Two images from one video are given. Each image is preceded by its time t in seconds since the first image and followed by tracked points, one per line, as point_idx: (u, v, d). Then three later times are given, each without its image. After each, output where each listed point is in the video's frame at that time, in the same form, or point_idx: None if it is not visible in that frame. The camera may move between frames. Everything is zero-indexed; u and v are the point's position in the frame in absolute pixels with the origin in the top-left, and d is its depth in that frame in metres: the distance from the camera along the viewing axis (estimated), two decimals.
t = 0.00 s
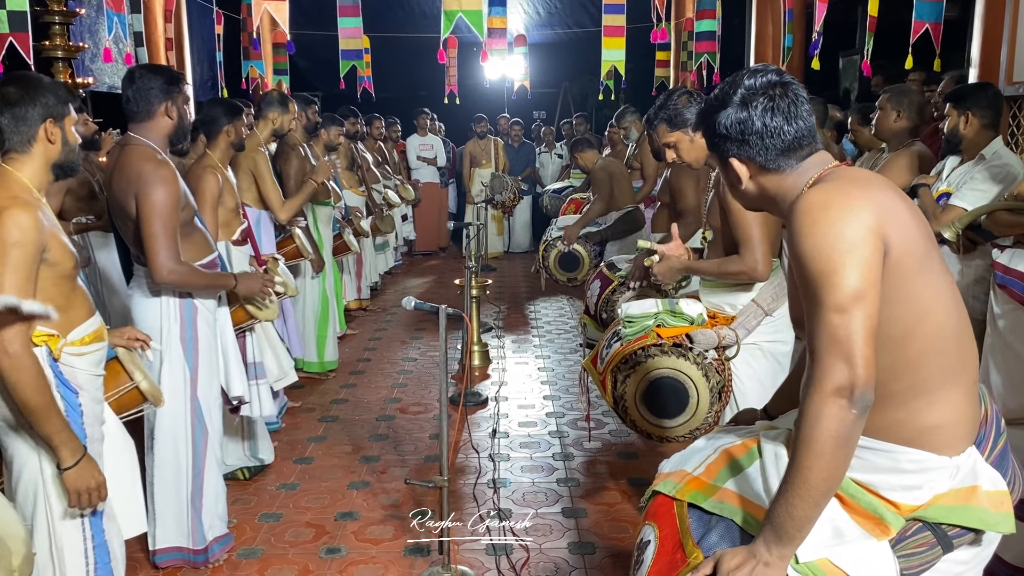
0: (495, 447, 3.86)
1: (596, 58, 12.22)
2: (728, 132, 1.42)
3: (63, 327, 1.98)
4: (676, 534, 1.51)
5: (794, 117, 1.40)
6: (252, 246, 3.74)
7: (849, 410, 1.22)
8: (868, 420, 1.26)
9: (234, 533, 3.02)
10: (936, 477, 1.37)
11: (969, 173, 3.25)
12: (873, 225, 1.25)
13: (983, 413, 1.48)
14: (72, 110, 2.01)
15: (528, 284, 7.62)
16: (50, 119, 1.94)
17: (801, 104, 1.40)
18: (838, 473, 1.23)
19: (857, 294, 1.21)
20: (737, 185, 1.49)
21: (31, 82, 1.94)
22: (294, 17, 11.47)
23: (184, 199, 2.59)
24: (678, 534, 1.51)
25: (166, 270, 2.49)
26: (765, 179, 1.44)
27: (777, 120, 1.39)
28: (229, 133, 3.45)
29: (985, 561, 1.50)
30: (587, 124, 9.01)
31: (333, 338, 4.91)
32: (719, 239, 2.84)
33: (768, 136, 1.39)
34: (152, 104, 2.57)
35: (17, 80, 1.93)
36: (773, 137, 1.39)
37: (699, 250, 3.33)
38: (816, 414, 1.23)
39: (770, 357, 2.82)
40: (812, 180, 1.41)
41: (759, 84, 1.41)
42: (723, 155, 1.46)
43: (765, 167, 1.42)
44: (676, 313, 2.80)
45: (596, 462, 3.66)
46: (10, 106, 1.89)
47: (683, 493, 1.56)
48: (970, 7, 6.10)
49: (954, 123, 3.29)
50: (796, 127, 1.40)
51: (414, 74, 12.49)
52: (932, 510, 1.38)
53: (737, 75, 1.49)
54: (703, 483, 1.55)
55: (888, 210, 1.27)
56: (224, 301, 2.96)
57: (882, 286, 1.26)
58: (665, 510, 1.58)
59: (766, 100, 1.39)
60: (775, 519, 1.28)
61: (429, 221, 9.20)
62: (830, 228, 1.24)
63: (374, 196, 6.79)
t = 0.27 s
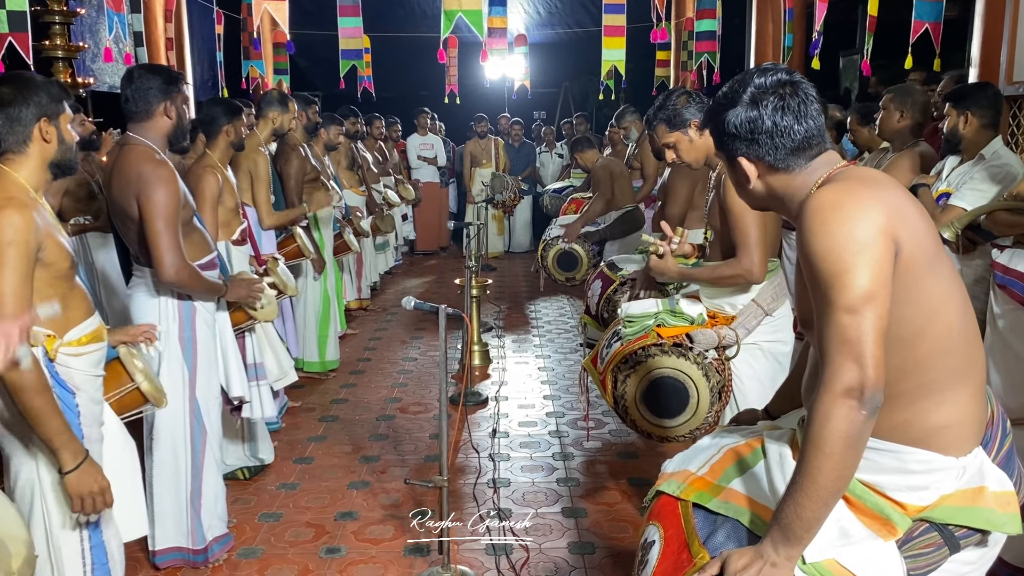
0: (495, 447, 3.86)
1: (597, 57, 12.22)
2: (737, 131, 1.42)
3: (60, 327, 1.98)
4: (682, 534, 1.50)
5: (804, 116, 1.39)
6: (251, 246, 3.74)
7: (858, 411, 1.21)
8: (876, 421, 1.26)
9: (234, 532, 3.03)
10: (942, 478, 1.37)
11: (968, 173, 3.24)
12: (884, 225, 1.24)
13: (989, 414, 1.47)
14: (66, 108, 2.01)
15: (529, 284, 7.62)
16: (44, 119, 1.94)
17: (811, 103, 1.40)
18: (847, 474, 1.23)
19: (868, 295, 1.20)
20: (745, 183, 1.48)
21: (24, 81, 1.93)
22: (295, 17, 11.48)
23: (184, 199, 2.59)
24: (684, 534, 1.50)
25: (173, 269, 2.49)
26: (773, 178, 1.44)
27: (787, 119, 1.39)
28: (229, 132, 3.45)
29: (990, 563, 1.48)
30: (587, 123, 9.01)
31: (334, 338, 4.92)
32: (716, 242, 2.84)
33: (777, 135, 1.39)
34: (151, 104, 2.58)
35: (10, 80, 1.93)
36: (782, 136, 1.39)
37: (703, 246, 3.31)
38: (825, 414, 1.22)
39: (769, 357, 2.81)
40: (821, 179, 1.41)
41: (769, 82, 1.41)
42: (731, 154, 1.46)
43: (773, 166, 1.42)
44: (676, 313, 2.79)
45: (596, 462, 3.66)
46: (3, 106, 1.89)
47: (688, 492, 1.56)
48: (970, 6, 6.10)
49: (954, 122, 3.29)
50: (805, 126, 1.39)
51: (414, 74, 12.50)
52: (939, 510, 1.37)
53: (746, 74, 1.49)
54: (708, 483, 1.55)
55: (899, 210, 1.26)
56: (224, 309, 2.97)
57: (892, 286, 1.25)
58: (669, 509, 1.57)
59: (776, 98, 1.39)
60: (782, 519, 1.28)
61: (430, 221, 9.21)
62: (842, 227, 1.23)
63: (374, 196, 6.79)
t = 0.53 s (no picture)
0: (496, 446, 3.86)
1: (597, 57, 12.22)
2: (747, 129, 1.42)
3: (59, 327, 1.98)
4: (687, 532, 1.50)
5: (814, 114, 1.39)
6: (252, 246, 3.74)
7: (866, 410, 1.21)
8: (884, 420, 1.25)
9: (235, 532, 3.03)
10: (949, 477, 1.36)
11: (969, 173, 3.24)
12: (893, 224, 1.24)
13: (996, 415, 1.47)
14: (74, 107, 2.01)
15: (529, 284, 7.62)
16: (50, 119, 1.94)
17: (821, 102, 1.40)
18: (854, 473, 1.23)
19: (876, 294, 1.20)
20: (754, 182, 1.48)
21: (31, 81, 1.93)
22: (296, 16, 11.48)
23: (184, 198, 2.59)
24: (690, 533, 1.50)
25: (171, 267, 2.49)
26: (782, 177, 1.44)
27: (797, 117, 1.39)
28: (230, 132, 3.45)
29: (995, 564, 1.48)
30: (588, 123, 9.00)
31: (336, 338, 4.93)
32: (717, 242, 2.85)
33: (788, 133, 1.39)
34: (152, 103, 2.58)
35: (16, 79, 1.93)
36: (792, 134, 1.39)
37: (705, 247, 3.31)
38: (833, 413, 1.22)
39: (770, 357, 2.82)
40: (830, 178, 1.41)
41: (779, 81, 1.41)
42: (740, 153, 1.46)
43: (783, 164, 1.42)
44: (678, 312, 2.78)
45: (597, 462, 3.66)
46: (10, 106, 1.90)
47: (692, 492, 1.56)
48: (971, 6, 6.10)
49: (955, 122, 3.29)
50: (815, 125, 1.39)
51: (415, 74, 12.51)
52: (945, 510, 1.37)
53: (757, 72, 1.49)
54: (713, 482, 1.55)
55: (907, 210, 1.26)
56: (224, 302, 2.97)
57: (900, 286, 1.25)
58: (674, 508, 1.57)
59: (787, 97, 1.39)
60: (789, 518, 1.27)
61: (430, 220, 9.21)
62: (850, 227, 1.23)
63: (375, 196, 6.79)
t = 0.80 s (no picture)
0: (497, 446, 3.86)
1: (598, 57, 12.22)
2: (753, 127, 1.42)
3: (61, 328, 1.98)
4: (690, 530, 1.50)
5: (821, 113, 1.39)
6: (252, 246, 3.74)
7: (870, 408, 1.21)
8: (888, 419, 1.25)
9: (235, 532, 3.03)
10: (952, 477, 1.36)
11: (969, 173, 3.24)
12: (897, 223, 1.24)
13: (1000, 415, 1.46)
14: (82, 107, 2.00)
15: (529, 283, 7.62)
16: (57, 120, 1.94)
17: (827, 101, 1.40)
18: (858, 471, 1.23)
19: (880, 292, 1.20)
20: (760, 181, 1.48)
21: (38, 81, 1.94)
22: (296, 16, 11.48)
23: (184, 197, 2.59)
24: (693, 531, 1.50)
25: (179, 265, 2.49)
26: (787, 175, 1.44)
27: (803, 115, 1.39)
28: (230, 132, 3.45)
29: (999, 564, 1.48)
30: (588, 122, 9.00)
31: (335, 338, 4.92)
32: (717, 241, 2.85)
33: (794, 132, 1.39)
34: (151, 103, 2.58)
35: (24, 79, 1.93)
36: (799, 132, 1.39)
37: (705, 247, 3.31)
38: (837, 412, 1.22)
39: (770, 357, 2.83)
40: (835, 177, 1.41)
41: (785, 80, 1.41)
42: (746, 151, 1.46)
43: (788, 163, 1.42)
44: (677, 312, 2.78)
45: (598, 462, 3.66)
46: (18, 106, 1.90)
47: (696, 490, 1.56)
48: (971, 6, 6.10)
49: (955, 122, 3.29)
50: (822, 123, 1.39)
51: (415, 73, 12.51)
52: (949, 510, 1.37)
53: (763, 70, 1.49)
54: (716, 481, 1.55)
55: (912, 209, 1.26)
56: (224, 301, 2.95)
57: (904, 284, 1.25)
58: (677, 506, 1.57)
59: (793, 95, 1.39)
60: (793, 516, 1.27)
61: (430, 220, 9.21)
62: (854, 226, 1.23)
63: (375, 195, 6.79)
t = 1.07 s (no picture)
0: (497, 446, 3.86)
1: (598, 56, 12.23)
2: (757, 126, 1.42)
3: (62, 328, 1.98)
4: (693, 530, 1.50)
5: (824, 112, 1.39)
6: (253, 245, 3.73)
7: (873, 407, 1.21)
8: (891, 418, 1.25)
9: (235, 532, 3.03)
10: (954, 477, 1.36)
11: (969, 173, 3.24)
12: (901, 222, 1.24)
13: (1002, 415, 1.46)
14: (86, 109, 2.01)
15: (529, 283, 7.62)
16: (61, 121, 1.94)
17: (831, 100, 1.40)
18: (861, 470, 1.22)
19: (883, 291, 1.20)
20: (763, 180, 1.48)
21: (43, 82, 1.94)
22: (296, 16, 11.48)
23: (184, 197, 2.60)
24: (695, 530, 1.50)
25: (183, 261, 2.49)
26: (791, 175, 1.43)
27: (808, 115, 1.39)
28: (230, 132, 3.45)
29: (1000, 564, 1.48)
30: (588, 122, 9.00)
31: (331, 338, 4.92)
32: (716, 242, 2.85)
33: (798, 131, 1.39)
34: (152, 103, 2.57)
35: (28, 80, 1.93)
36: (803, 132, 1.39)
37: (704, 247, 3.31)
38: (840, 410, 1.22)
39: (771, 357, 2.83)
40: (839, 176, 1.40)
41: (789, 79, 1.41)
42: (750, 150, 1.46)
43: (792, 162, 1.42)
44: (678, 312, 2.78)
45: (598, 462, 3.65)
46: (22, 107, 1.90)
47: (698, 489, 1.55)
48: (971, 6, 6.10)
49: (956, 122, 3.29)
50: (826, 123, 1.39)
51: (415, 73, 12.51)
52: (952, 510, 1.37)
53: (766, 70, 1.49)
54: (718, 480, 1.55)
55: (915, 208, 1.26)
56: (222, 297, 2.96)
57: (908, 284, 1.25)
58: (679, 506, 1.57)
59: (797, 94, 1.39)
60: (795, 515, 1.27)
61: (430, 220, 9.20)
62: (857, 225, 1.23)
63: (375, 195, 6.79)
